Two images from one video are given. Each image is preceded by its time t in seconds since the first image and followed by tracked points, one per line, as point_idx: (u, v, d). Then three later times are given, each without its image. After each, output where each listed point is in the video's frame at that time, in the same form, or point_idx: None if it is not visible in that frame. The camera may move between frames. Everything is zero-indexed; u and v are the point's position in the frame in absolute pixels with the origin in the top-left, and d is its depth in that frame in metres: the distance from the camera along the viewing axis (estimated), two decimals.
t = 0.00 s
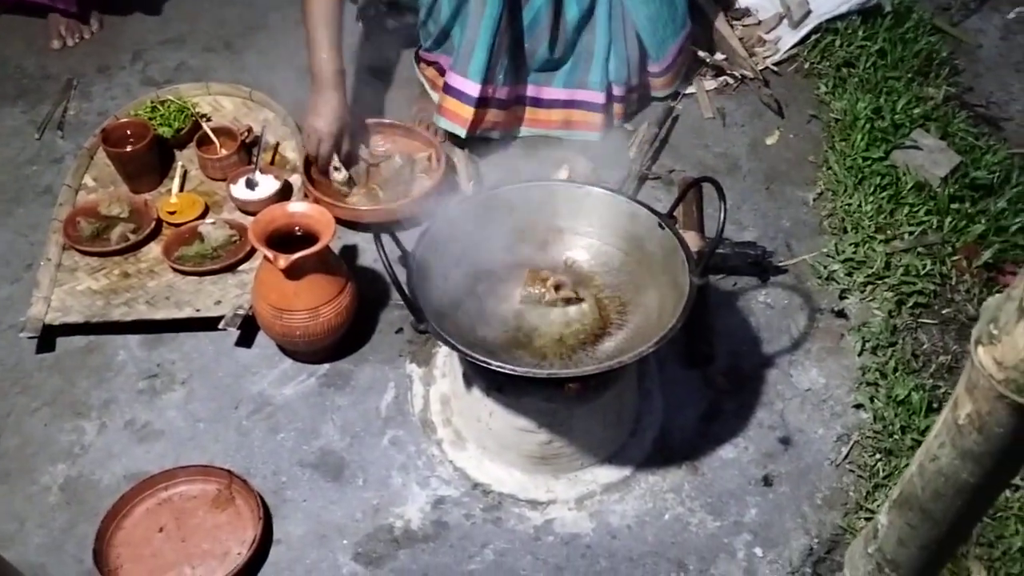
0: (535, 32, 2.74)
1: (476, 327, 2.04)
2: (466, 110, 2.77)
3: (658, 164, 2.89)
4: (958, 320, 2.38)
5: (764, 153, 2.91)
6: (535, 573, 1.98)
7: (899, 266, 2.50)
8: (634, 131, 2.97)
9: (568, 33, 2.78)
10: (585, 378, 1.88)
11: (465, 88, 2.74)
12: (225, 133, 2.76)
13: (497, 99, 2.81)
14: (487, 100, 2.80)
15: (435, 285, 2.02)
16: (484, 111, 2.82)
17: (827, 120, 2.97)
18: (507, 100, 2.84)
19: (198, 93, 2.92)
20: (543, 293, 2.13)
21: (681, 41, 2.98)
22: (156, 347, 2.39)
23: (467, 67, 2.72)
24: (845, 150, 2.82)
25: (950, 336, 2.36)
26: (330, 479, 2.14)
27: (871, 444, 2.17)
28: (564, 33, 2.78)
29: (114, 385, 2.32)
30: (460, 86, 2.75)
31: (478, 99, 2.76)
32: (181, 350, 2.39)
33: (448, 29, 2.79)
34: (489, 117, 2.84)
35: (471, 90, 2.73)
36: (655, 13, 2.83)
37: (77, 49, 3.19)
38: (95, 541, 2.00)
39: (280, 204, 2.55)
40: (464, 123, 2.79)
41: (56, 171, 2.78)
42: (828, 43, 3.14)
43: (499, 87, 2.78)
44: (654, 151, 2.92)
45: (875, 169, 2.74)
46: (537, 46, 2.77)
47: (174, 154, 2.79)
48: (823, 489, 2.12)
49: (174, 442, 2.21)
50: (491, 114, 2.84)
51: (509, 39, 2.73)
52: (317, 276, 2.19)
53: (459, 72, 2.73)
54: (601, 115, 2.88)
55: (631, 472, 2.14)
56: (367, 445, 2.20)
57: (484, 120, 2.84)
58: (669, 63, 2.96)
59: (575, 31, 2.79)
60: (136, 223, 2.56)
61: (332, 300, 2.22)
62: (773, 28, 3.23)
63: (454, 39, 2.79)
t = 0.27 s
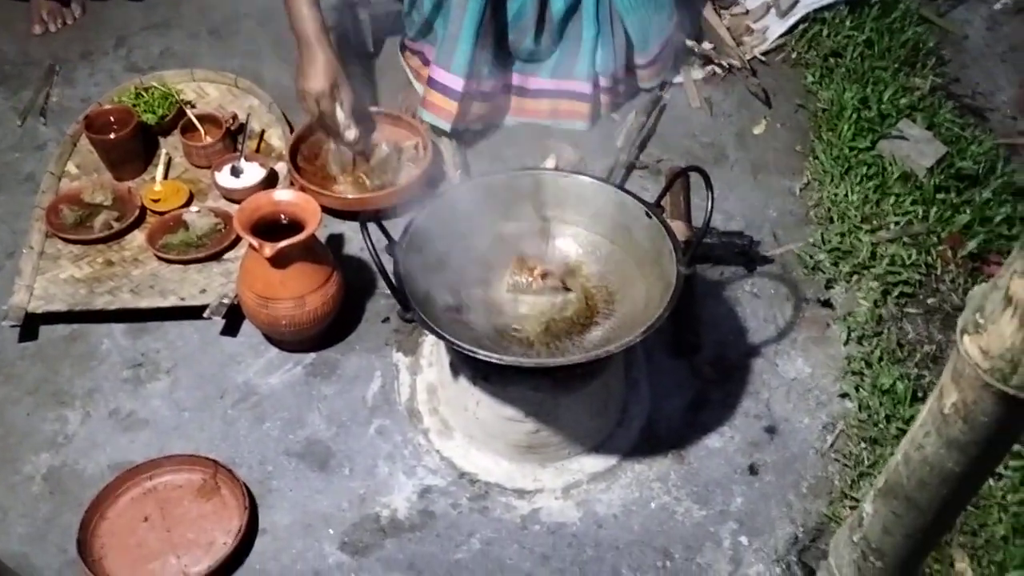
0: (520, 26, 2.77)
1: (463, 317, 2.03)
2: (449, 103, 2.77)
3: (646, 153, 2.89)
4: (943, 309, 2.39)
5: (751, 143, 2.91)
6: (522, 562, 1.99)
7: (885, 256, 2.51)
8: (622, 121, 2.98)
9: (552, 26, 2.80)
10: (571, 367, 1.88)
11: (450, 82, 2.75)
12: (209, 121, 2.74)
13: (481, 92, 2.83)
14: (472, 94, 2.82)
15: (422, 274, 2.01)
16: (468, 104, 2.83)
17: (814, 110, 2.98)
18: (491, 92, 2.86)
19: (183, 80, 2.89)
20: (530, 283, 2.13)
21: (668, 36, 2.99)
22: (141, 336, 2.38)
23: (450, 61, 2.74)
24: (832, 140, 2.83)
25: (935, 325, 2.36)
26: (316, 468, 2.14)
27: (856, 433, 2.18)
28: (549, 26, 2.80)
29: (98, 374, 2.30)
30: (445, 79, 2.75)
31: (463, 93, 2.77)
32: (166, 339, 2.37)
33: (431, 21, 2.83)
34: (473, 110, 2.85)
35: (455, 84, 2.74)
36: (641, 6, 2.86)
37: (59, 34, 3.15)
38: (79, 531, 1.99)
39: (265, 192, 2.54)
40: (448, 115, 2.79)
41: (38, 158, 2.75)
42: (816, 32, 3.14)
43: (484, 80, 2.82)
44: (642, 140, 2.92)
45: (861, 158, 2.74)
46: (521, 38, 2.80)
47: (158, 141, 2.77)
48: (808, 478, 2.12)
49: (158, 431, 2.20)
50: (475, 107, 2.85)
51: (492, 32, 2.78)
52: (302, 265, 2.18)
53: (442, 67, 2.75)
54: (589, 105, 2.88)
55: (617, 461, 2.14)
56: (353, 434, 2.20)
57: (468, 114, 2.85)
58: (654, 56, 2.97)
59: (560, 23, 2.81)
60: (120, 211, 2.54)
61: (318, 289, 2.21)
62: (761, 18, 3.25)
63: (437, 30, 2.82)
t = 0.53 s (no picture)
0: (519, 16, 2.74)
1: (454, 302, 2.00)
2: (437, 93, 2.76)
3: (639, 138, 2.86)
4: (937, 298, 2.37)
5: (745, 128, 2.89)
6: (513, 550, 1.96)
7: (879, 243, 2.49)
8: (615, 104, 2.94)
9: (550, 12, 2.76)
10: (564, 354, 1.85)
11: (439, 69, 2.75)
12: (194, 100, 2.69)
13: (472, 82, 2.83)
14: (464, 83, 2.82)
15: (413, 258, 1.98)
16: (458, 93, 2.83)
17: (809, 95, 2.95)
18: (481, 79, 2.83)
19: (167, 58, 2.84)
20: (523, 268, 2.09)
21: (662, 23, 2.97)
22: (124, 319, 2.33)
23: (444, 53, 2.75)
24: (827, 125, 2.80)
25: (929, 313, 2.35)
26: (304, 455, 2.10)
27: (849, 422, 2.16)
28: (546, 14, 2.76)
29: (80, 358, 2.26)
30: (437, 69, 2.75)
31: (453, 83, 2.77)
32: (150, 323, 2.33)
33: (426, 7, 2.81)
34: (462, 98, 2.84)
35: (447, 75, 2.74)
36: None
37: (40, 11, 3.09)
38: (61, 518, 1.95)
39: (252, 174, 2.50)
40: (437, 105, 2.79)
41: (18, 138, 2.70)
42: (812, 17, 3.11)
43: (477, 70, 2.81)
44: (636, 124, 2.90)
45: (856, 145, 2.72)
46: (519, 26, 2.76)
47: (142, 120, 2.70)
48: (802, 466, 2.10)
49: (142, 417, 2.16)
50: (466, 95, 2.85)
51: (489, 25, 2.79)
52: (290, 248, 2.14)
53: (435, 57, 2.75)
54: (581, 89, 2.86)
55: (610, 449, 2.12)
56: (342, 421, 2.16)
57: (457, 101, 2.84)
58: (649, 42, 2.94)
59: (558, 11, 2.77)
60: (102, 192, 2.50)
61: (306, 273, 2.17)
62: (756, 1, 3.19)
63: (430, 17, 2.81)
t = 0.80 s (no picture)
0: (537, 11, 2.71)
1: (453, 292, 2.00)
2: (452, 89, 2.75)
3: (637, 128, 2.85)
4: (933, 290, 2.38)
5: (743, 119, 2.89)
6: (510, 539, 1.96)
7: (876, 235, 2.49)
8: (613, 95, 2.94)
9: None
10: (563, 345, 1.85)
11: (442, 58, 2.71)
12: (190, 87, 2.67)
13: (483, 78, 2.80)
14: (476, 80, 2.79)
15: (411, 247, 1.97)
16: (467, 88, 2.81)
17: (807, 86, 2.95)
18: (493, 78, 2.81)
19: (163, 44, 2.82)
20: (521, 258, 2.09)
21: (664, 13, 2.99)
22: (120, 307, 2.33)
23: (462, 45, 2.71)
24: (825, 117, 2.80)
25: (925, 306, 2.35)
26: (301, 444, 2.10)
27: (845, 413, 2.16)
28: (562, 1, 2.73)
29: (76, 346, 2.25)
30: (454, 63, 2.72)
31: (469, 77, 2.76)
32: (146, 311, 2.32)
33: None
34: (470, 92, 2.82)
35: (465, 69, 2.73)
36: None
37: None
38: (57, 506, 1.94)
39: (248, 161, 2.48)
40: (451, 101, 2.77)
41: (13, 123, 2.68)
42: (810, 8, 3.11)
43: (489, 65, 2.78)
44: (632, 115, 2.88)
45: (854, 137, 2.72)
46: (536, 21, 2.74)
47: (138, 107, 2.70)
48: (798, 457, 2.11)
49: (139, 405, 2.16)
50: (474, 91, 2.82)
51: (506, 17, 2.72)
52: (288, 237, 2.13)
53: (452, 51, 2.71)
54: (580, 77, 2.85)
55: (606, 439, 2.12)
56: (339, 410, 2.16)
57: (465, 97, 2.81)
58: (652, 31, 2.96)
59: None
60: (98, 178, 2.48)
61: (304, 261, 2.17)
62: None
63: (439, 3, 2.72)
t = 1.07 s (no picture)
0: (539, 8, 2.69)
1: (449, 291, 1.99)
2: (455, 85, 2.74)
3: (635, 127, 2.85)
4: (930, 291, 2.38)
5: (741, 118, 2.89)
6: (506, 539, 1.96)
7: (874, 236, 2.49)
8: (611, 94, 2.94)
9: None
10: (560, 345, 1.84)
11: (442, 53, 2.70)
12: (188, 84, 2.67)
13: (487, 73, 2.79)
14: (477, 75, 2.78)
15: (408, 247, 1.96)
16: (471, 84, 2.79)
17: (805, 86, 2.95)
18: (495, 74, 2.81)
19: (160, 41, 2.81)
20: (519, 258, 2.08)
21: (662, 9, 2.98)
22: (117, 305, 2.32)
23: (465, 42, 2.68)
24: (823, 117, 2.80)
25: (923, 306, 2.35)
26: (298, 443, 2.10)
27: (842, 413, 2.16)
28: None
29: (72, 344, 2.24)
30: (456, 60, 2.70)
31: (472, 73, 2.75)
32: (143, 309, 2.31)
33: None
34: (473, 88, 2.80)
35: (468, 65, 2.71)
36: None
37: None
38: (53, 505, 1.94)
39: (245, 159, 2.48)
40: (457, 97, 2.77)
41: (9, 120, 2.67)
42: (809, 7, 3.11)
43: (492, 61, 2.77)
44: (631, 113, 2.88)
45: (852, 136, 2.72)
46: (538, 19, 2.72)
47: (135, 105, 2.69)
48: (795, 457, 2.11)
49: (135, 403, 2.15)
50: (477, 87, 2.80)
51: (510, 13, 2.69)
52: (285, 235, 2.12)
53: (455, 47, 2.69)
54: (578, 74, 2.84)
55: (603, 439, 2.12)
56: (335, 409, 2.16)
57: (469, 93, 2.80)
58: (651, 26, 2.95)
59: None
60: (94, 175, 2.47)
61: (301, 260, 2.16)
62: None
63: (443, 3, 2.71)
